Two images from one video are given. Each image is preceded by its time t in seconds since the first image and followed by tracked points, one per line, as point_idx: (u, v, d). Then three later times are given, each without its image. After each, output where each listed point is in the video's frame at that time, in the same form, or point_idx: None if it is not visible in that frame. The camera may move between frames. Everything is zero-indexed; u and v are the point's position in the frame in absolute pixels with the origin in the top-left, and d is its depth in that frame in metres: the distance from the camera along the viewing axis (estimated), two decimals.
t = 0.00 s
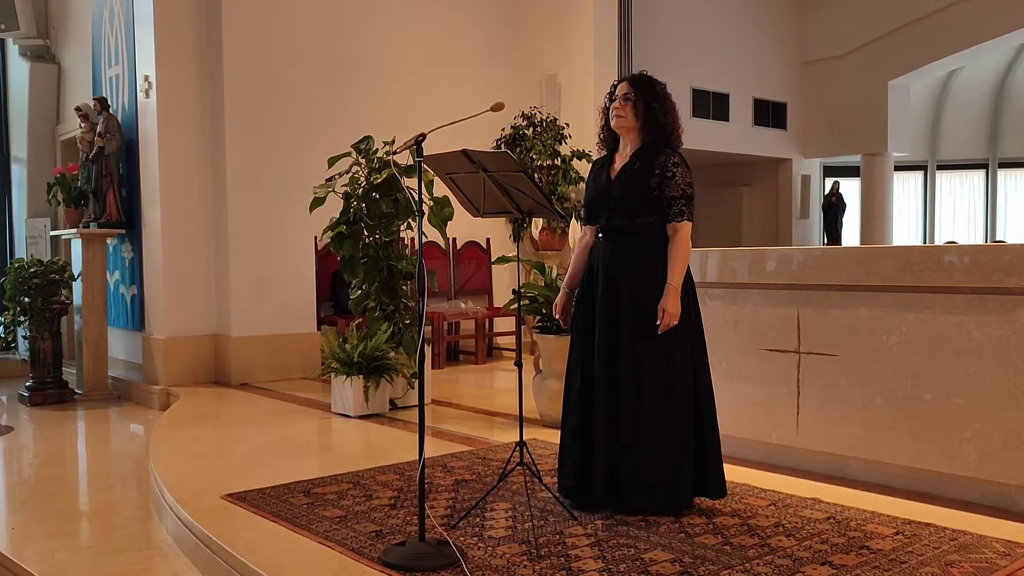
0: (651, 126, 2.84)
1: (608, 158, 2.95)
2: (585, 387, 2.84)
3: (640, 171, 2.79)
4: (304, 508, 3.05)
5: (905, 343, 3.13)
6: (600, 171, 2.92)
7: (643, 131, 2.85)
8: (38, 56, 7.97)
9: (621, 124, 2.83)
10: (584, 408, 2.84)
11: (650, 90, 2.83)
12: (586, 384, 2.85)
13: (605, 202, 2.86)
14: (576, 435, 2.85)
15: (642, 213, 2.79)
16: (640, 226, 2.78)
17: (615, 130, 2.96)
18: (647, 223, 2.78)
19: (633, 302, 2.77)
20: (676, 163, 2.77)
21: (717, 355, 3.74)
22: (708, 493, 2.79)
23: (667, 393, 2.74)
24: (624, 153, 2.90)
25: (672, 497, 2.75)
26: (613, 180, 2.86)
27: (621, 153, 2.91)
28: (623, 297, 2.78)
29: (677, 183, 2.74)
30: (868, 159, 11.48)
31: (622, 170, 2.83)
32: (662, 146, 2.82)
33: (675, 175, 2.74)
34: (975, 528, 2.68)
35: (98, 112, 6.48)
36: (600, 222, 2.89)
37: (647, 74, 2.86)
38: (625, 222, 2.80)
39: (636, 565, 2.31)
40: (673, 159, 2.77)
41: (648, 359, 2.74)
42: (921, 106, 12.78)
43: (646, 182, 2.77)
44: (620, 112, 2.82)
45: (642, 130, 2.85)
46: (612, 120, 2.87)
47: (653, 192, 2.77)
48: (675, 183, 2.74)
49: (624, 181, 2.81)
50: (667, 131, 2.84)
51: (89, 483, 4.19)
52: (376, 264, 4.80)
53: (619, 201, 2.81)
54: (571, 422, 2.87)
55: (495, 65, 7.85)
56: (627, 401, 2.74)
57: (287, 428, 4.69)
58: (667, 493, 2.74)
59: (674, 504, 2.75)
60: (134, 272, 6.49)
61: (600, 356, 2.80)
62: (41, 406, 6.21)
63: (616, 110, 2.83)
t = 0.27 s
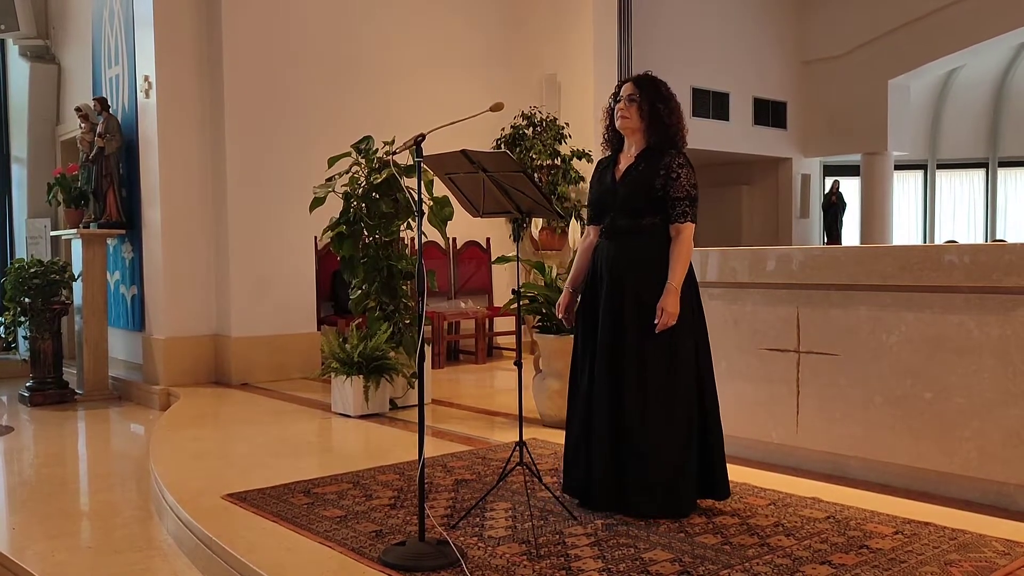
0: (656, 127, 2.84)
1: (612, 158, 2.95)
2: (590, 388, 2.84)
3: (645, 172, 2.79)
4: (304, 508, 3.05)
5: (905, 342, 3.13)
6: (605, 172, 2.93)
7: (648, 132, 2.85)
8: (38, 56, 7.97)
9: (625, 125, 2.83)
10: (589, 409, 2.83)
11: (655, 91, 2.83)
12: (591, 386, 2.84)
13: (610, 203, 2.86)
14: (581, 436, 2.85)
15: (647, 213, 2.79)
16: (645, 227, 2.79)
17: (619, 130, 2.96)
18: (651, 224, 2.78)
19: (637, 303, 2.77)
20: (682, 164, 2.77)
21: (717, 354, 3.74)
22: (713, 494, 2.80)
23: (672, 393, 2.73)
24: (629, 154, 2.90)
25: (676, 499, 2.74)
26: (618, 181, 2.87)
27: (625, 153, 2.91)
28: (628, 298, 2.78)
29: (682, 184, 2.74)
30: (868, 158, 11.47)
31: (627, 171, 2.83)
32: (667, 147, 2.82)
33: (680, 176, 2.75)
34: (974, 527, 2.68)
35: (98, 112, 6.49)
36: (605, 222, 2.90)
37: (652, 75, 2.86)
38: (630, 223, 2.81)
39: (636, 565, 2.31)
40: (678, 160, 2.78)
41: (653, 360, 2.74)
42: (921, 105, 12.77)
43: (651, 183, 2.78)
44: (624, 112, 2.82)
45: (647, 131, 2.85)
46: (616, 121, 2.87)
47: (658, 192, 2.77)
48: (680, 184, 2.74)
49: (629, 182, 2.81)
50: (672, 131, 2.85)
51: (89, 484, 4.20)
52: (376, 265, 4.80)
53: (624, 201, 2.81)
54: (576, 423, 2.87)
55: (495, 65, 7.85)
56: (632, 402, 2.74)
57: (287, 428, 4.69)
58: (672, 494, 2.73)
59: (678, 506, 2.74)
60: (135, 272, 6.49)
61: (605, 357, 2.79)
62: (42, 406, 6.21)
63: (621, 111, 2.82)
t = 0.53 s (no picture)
0: (660, 126, 2.84)
1: (616, 157, 2.95)
2: (592, 387, 2.84)
3: (648, 170, 2.79)
4: (304, 506, 3.05)
5: (905, 341, 3.13)
6: (608, 171, 2.92)
7: (652, 131, 2.85)
8: (38, 55, 7.97)
9: (629, 124, 2.83)
10: (591, 407, 2.83)
11: (659, 90, 2.83)
12: (593, 384, 2.84)
13: (613, 201, 2.86)
14: (583, 434, 2.85)
15: (650, 212, 2.79)
16: (648, 226, 2.79)
17: (623, 129, 2.96)
18: (655, 223, 2.78)
19: (640, 303, 2.77)
20: (685, 163, 2.77)
21: (717, 353, 3.74)
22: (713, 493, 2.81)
23: (674, 393, 2.73)
24: (632, 153, 2.90)
25: (677, 499, 2.74)
26: (621, 180, 2.87)
27: (629, 152, 2.91)
28: (630, 297, 2.78)
29: (685, 183, 2.74)
30: (869, 156, 11.48)
31: (630, 170, 2.83)
32: (671, 147, 2.82)
33: (683, 176, 2.75)
34: (975, 525, 2.68)
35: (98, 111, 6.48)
36: (608, 221, 2.90)
37: (656, 75, 2.86)
38: (633, 222, 2.81)
39: (637, 563, 2.31)
40: (681, 160, 2.78)
41: (655, 359, 2.73)
42: (922, 103, 12.74)
43: (655, 182, 2.78)
44: (628, 111, 2.82)
45: (652, 130, 2.85)
46: (620, 120, 2.87)
47: (661, 192, 2.77)
48: (683, 183, 2.74)
49: (633, 181, 2.81)
50: (676, 131, 2.85)
51: (90, 483, 4.20)
52: (377, 264, 4.80)
53: (628, 200, 2.81)
54: (578, 421, 2.87)
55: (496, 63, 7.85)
56: (634, 401, 2.74)
57: (287, 427, 4.69)
58: (673, 493, 2.73)
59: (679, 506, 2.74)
60: (135, 271, 6.49)
61: (607, 355, 2.79)
62: (43, 405, 6.21)
63: (625, 110, 2.83)
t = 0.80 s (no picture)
0: (664, 124, 2.83)
1: (619, 154, 2.94)
2: (593, 384, 2.83)
3: (652, 168, 2.79)
4: (305, 504, 3.05)
5: (906, 338, 3.13)
6: (612, 168, 2.92)
7: (656, 129, 2.85)
8: (40, 53, 7.96)
9: (634, 121, 2.83)
10: (591, 405, 2.83)
11: (664, 88, 2.83)
12: (594, 382, 2.83)
13: (617, 198, 2.86)
14: (583, 431, 2.84)
15: (654, 210, 2.78)
16: (651, 224, 2.78)
17: (627, 127, 2.96)
18: (658, 221, 2.78)
19: (641, 300, 2.76)
20: (689, 161, 2.77)
21: (719, 350, 3.74)
22: (711, 492, 2.81)
23: (675, 392, 2.73)
24: (636, 150, 2.89)
25: (676, 497, 2.74)
26: (625, 177, 2.86)
27: (633, 149, 2.90)
28: (632, 294, 2.78)
29: (689, 181, 2.74)
30: (870, 155, 11.47)
31: (634, 167, 2.83)
32: (675, 144, 2.82)
33: (687, 173, 2.74)
34: (976, 523, 2.68)
35: (100, 109, 6.48)
36: (611, 218, 2.89)
37: (661, 73, 2.85)
38: (637, 219, 2.80)
39: (637, 561, 2.31)
40: (685, 157, 2.77)
41: (657, 357, 2.73)
42: (924, 101, 12.73)
43: (658, 179, 2.77)
44: (633, 109, 2.82)
45: (656, 128, 2.85)
46: (625, 118, 2.87)
47: (665, 189, 2.77)
48: (687, 181, 2.74)
49: (637, 178, 2.80)
50: (680, 129, 2.84)
51: (92, 480, 4.20)
52: (378, 261, 4.80)
53: (631, 197, 2.80)
54: (577, 418, 2.86)
55: (497, 61, 7.85)
56: (635, 399, 2.73)
57: (289, 425, 4.70)
58: (672, 492, 2.73)
59: (677, 504, 2.74)
60: (137, 269, 6.50)
61: (608, 353, 2.78)
62: (45, 403, 6.22)
63: (629, 108, 2.82)
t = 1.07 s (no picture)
0: (669, 121, 2.83)
1: (624, 151, 2.94)
2: (596, 381, 2.83)
3: (657, 164, 2.78)
4: (308, 501, 3.06)
5: (909, 336, 3.12)
6: (616, 164, 2.91)
7: (661, 126, 2.84)
8: (44, 52, 7.98)
9: (639, 119, 2.82)
10: (593, 401, 2.83)
11: (670, 85, 2.82)
12: (596, 378, 2.83)
13: (621, 195, 2.86)
14: (586, 428, 2.84)
15: (658, 207, 2.78)
16: (655, 221, 2.78)
17: (633, 124, 2.95)
18: (662, 218, 2.78)
19: (644, 297, 2.76)
20: (694, 158, 2.76)
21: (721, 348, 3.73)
22: (712, 490, 2.80)
23: (677, 389, 2.72)
24: (641, 147, 2.88)
25: (676, 495, 2.73)
26: (629, 173, 2.85)
27: (638, 147, 2.90)
28: (635, 291, 2.77)
29: (693, 178, 2.73)
30: (875, 153, 11.44)
31: (639, 164, 2.82)
32: (679, 142, 2.81)
33: (692, 170, 2.73)
34: (979, 520, 2.67)
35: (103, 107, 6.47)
36: (615, 215, 2.89)
37: (667, 70, 2.85)
38: (641, 216, 2.80)
39: (639, 558, 2.31)
40: (690, 154, 2.76)
41: (659, 355, 2.73)
42: (929, 99, 12.71)
43: (662, 176, 2.77)
44: (638, 107, 2.82)
45: (661, 125, 2.84)
46: (630, 115, 2.86)
47: (669, 186, 2.76)
48: (691, 178, 2.73)
49: (641, 174, 2.80)
50: (685, 126, 2.84)
51: (96, 478, 4.21)
52: (381, 259, 4.80)
53: (636, 193, 2.80)
54: (580, 414, 2.86)
55: (500, 60, 7.85)
56: (637, 396, 2.73)
57: (292, 423, 4.70)
58: (673, 490, 2.73)
59: (678, 502, 2.74)
60: (141, 267, 6.51)
61: (611, 350, 2.78)
62: (49, 401, 6.23)
63: (634, 105, 2.82)
